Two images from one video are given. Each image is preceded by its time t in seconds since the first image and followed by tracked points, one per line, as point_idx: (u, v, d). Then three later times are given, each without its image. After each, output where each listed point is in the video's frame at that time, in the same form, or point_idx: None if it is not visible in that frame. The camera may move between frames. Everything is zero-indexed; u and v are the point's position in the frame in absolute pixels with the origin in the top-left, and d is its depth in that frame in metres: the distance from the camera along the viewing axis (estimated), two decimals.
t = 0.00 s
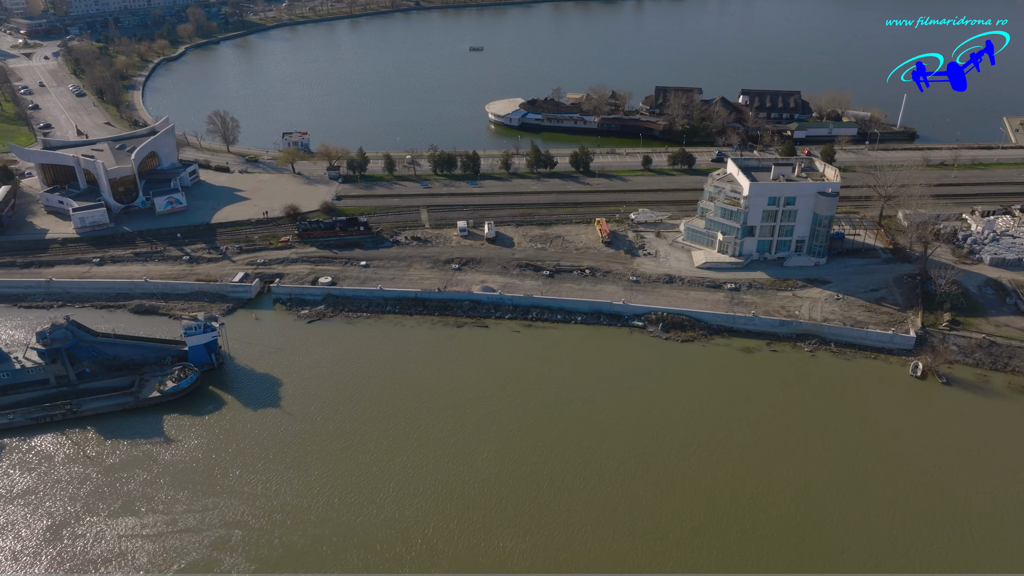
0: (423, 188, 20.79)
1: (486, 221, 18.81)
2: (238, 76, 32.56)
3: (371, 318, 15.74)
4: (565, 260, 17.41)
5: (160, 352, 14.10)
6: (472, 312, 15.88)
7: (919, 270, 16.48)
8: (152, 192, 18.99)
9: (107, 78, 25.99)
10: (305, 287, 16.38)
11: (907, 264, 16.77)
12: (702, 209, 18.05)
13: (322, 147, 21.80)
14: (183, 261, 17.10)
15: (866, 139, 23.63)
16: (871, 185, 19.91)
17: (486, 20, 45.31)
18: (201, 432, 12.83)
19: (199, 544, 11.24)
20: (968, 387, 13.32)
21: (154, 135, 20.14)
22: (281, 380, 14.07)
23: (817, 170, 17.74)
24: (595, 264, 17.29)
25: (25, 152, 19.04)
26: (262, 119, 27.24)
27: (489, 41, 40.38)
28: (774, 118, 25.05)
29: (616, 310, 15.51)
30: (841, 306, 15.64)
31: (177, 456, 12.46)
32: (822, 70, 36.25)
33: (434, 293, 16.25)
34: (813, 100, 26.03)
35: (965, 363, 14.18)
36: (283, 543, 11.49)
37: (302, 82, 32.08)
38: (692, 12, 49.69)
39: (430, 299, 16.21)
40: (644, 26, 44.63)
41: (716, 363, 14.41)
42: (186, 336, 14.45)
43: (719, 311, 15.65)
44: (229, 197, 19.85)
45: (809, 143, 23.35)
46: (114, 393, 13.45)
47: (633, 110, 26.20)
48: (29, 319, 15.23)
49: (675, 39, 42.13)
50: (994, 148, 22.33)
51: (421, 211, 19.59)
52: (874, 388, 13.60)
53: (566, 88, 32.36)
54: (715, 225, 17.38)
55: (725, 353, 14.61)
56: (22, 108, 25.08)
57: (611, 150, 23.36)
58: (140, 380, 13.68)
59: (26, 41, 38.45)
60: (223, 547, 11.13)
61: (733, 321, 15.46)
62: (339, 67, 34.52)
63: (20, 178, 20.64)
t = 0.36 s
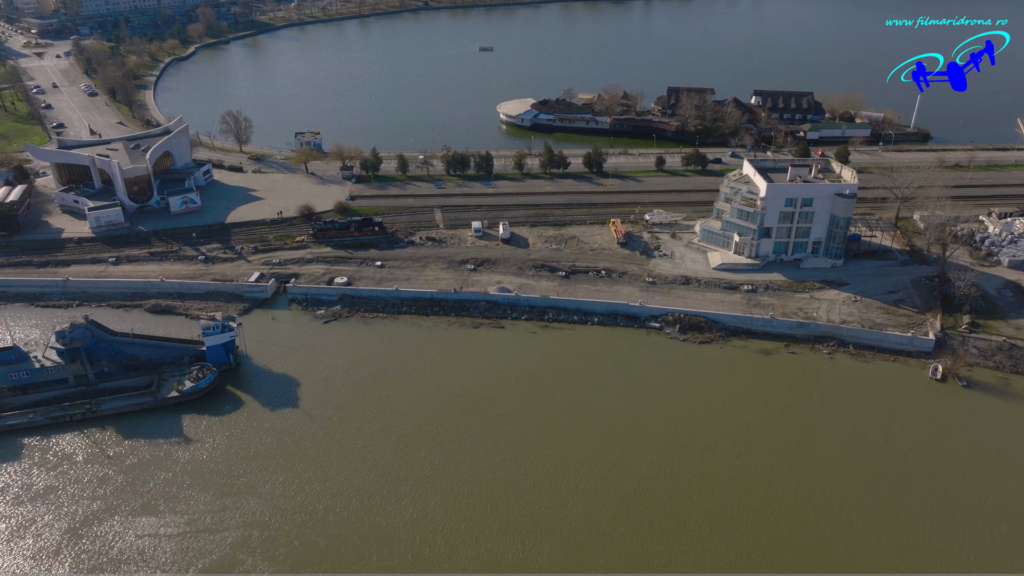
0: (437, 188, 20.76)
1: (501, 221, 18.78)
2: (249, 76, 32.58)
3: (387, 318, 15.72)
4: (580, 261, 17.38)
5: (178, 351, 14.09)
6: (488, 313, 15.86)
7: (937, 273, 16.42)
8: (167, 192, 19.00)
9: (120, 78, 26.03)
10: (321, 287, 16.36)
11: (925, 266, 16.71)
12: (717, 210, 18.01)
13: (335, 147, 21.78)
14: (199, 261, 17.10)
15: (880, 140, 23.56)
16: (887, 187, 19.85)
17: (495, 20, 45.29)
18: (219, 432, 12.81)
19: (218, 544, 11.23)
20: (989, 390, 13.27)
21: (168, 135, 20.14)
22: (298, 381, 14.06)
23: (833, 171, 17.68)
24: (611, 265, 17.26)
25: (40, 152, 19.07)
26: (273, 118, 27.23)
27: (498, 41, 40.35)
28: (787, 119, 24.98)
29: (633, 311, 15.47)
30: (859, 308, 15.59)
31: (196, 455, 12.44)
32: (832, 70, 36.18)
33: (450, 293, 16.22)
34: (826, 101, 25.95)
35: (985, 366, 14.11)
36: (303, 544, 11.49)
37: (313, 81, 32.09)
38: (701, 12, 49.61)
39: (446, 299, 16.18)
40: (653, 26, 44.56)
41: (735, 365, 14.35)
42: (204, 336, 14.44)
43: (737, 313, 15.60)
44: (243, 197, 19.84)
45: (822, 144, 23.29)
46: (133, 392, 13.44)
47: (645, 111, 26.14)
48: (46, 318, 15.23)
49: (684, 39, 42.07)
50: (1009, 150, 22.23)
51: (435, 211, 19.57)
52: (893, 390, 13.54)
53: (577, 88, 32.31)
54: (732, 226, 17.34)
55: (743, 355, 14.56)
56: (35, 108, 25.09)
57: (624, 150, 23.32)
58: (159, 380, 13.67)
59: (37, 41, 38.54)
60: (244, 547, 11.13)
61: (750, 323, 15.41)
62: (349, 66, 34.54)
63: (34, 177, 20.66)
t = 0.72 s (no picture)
0: (450, 189, 20.72)
1: (515, 222, 18.74)
2: (259, 76, 32.58)
3: (403, 319, 15.72)
4: (596, 262, 17.34)
5: (196, 351, 14.08)
6: (504, 314, 15.83)
7: (955, 275, 16.38)
8: (182, 191, 19.01)
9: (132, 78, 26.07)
10: (337, 287, 16.34)
11: (943, 268, 16.66)
12: (733, 212, 17.96)
13: (348, 147, 21.77)
14: (214, 260, 17.10)
15: (894, 142, 23.46)
16: (902, 189, 19.79)
17: (503, 20, 45.26)
18: (238, 433, 12.80)
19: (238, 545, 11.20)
20: (1010, 394, 13.22)
21: (182, 134, 20.15)
22: (316, 381, 14.05)
23: (850, 172, 17.61)
24: (627, 266, 17.21)
25: (55, 151, 19.11)
26: (285, 118, 27.23)
27: (508, 42, 40.27)
28: (800, 120, 24.90)
29: (649, 312, 15.43)
30: (877, 311, 15.55)
31: (216, 455, 12.43)
32: (841, 71, 36.11)
33: (466, 294, 16.19)
34: (838, 102, 25.86)
35: (1006, 370, 14.05)
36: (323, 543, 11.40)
37: (323, 81, 32.09)
38: (710, 12, 49.51)
39: (462, 300, 16.15)
40: (662, 27, 44.46)
41: (753, 367, 14.31)
42: (221, 336, 14.44)
43: (754, 315, 15.56)
44: (257, 197, 19.84)
45: (836, 145, 23.22)
46: (151, 392, 13.42)
47: (657, 111, 26.07)
48: (63, 318, 15.23)
49: (693, 39, 42.00)
50: None
51: (449, 211, 19.53)
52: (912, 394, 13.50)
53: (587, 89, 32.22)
54: (748, 228, 17.30)
55: (761, 357, 14.52)
56: (48, 107, 25.13)
57: (637, 151, 23.26)
58: (177, 380, 13.67)
59: (48, 41, 38.63)
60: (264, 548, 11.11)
61: (768, 325, 15.36)
62: (359, 66, 34.53)
63: (49, 177, 20.70)
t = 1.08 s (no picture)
0: (464, 192, 20.68)
1: (530, 225, 18.70)
2: (269, 78, 32.60)
3: (419, 322, 15.69)
4: (611, 266, 17.30)
5: (213, 353, 14.06)
6: (521, 317, 15.79)
7: (973, 280, 16.32)
8: (196, 193, 19.03)
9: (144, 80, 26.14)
10: (353, 289, 16.32)
11: (960, 273, 16.61)
12: (750, 215, 17.91)
13: (362, 150, 21.76)
14: (230, 263, 17.10)
15: (908, 145, 23.36)
16: (918, 193, 19.73)
17: (512, 23, 45.27)
18: (258, 435, 12.79)
19: (258, 546, 11.13)
20: None
21: (196, 136, 20.17)
22: (334, 383, 14.02)
23: (866, 176, 17.56)
24: (642, 269, 17.17)
25: (70, 153, 19.15)
26: (296, 120, 27.23)
27: (517, 45, 40.26)
28: (813, 123, 24.84)
29: (666, 316, 15.39)
30: (895, 315, 15.51)
31: (235, 457, 12.38)
32: (850, 74, 36.07)
33: (482, 297, 16.13)
34: (851, 105, 25.80)
35: None
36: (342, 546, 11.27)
37: (333, 84, 32.09)
38: (718, 15, 49.48)
39: (478, 303, 16.11)
40: (670, 30, 44.43)
41: (771, 371, 14.27)
42: (239, 338, 14.42)
43: (772, 319, 15.52)
44: (271, 199, 19.85)
45: (849, 149, 23.17)
46: (169, 394, 13.41)
47: (669, 114, 26.02)
48: (79, 319, 15.22)
49: (701, 42, 41.98)
50: None
51: (463, 214, 19.50)
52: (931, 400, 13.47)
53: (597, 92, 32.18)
54: (764, 231, 17.27)
55: (779, 362, 14.49)
56: (60, 109, 25.20)
57: (650, 155, 23.22)
58: (195, 382, 13.65)
59: (59, 43, 38.78)
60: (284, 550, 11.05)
61: (785, 329, 15.33)
62: (369, 69, 34.55)
63: (63, 179, 20.74)
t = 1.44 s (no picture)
0: (477, 198, 20.64)
1: (545, 232, 18.66)
2: (280, 84, 32.66)
3: (435, 328, 15.65)
4: (627, 273, 17.25)
5: (230, 359, 14.02)
6: (537, 324, 15.74)
7: (992, 288, 16.25)
8: (211, 199, 19.04)
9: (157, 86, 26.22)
10: (368, 296, 16.28)
11: (979, 281, 16.54)
12: (766, 223, 17.86)
13: (375, 156, 21.77)
14: (245, 268, 17.08)
15: (921, 153, 23.31)
16: (934, 201, 19.67)
17: (520, 30, 45.37)
18: (275, 442, 12.74)
19: (275, 554, 11.06)
20: None
21: (211, 142, 20.20)
22: (351, 390, 13.97)
23: (882, 184, 17.52)
24: (658, 276, 17.12)
25: (85, 158, 19.18)
26: (307, 125, 27.25)
27: (527, 51, 40.31)
28: (825, 131, 24.80)
29: (684, 323, 15.33)
30: (914, 323, 15.43)
31: (253, 464, 12.32)
32: (859, 82, 36.06)
33: (498, 304, 16.09)
34: (863, 113, 25.80)
35: None
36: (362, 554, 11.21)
37: (343, 90, 32.15)
38: (726, 22, 49.52)
39: (494, 310, 16.06)
40: (679, 37, 44.48)
41: (790, 380, 14.20)
42: (256, 344, 14.38)
43: (789, 327, 15.45)
44: (285, 205, 19.84)
45: (862, 156, 23.14)
46: (187, 401, 13.37)
47: (681, 121, 25.98)
48: (95, 325, 15.21)
49: (710, 49, 42.00)
50: None
51: (477, 220, 19.47)
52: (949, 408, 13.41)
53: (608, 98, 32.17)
54: (780, 239, 17.22)
55: (797, 370, 14.42)
56: (74, 115, 25.29)
57: (663, 161, 23.19)
58: (212, 389, 13.60)
59: (71, 49, 38.95)
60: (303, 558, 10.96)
61: (803, 337, 15.26)
62: (379, 75, 34.61)
63: (77, 184, 20.78)
